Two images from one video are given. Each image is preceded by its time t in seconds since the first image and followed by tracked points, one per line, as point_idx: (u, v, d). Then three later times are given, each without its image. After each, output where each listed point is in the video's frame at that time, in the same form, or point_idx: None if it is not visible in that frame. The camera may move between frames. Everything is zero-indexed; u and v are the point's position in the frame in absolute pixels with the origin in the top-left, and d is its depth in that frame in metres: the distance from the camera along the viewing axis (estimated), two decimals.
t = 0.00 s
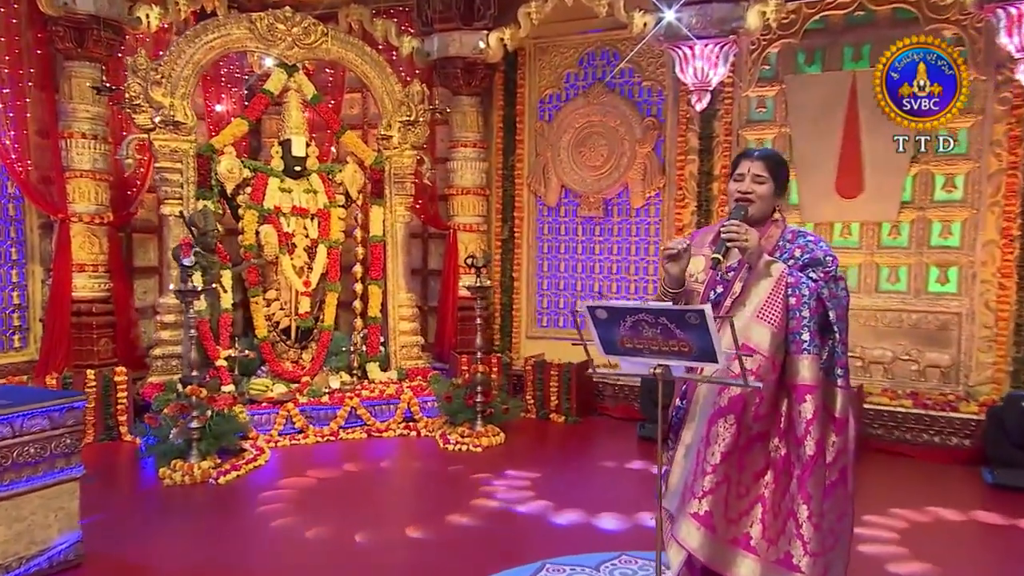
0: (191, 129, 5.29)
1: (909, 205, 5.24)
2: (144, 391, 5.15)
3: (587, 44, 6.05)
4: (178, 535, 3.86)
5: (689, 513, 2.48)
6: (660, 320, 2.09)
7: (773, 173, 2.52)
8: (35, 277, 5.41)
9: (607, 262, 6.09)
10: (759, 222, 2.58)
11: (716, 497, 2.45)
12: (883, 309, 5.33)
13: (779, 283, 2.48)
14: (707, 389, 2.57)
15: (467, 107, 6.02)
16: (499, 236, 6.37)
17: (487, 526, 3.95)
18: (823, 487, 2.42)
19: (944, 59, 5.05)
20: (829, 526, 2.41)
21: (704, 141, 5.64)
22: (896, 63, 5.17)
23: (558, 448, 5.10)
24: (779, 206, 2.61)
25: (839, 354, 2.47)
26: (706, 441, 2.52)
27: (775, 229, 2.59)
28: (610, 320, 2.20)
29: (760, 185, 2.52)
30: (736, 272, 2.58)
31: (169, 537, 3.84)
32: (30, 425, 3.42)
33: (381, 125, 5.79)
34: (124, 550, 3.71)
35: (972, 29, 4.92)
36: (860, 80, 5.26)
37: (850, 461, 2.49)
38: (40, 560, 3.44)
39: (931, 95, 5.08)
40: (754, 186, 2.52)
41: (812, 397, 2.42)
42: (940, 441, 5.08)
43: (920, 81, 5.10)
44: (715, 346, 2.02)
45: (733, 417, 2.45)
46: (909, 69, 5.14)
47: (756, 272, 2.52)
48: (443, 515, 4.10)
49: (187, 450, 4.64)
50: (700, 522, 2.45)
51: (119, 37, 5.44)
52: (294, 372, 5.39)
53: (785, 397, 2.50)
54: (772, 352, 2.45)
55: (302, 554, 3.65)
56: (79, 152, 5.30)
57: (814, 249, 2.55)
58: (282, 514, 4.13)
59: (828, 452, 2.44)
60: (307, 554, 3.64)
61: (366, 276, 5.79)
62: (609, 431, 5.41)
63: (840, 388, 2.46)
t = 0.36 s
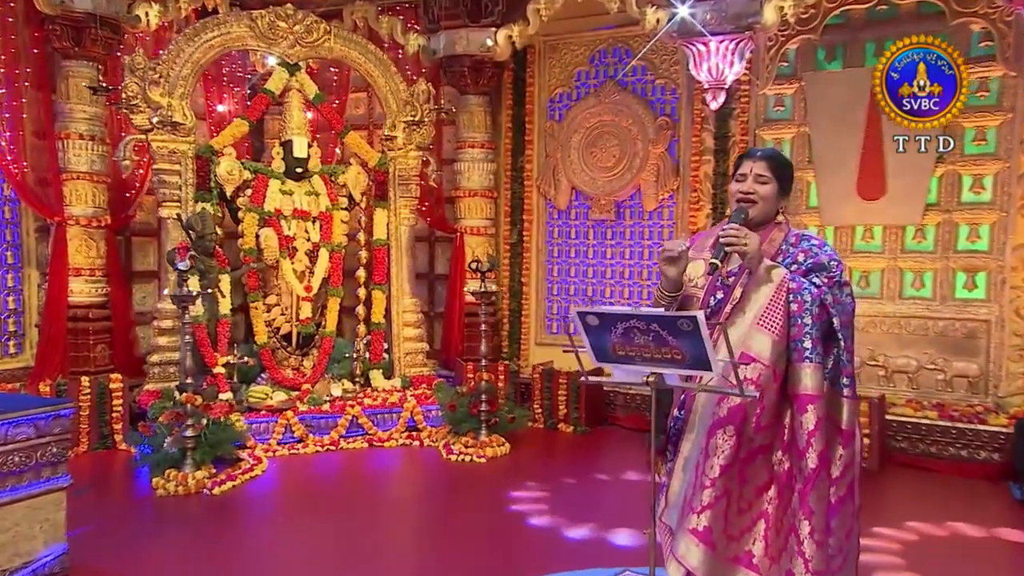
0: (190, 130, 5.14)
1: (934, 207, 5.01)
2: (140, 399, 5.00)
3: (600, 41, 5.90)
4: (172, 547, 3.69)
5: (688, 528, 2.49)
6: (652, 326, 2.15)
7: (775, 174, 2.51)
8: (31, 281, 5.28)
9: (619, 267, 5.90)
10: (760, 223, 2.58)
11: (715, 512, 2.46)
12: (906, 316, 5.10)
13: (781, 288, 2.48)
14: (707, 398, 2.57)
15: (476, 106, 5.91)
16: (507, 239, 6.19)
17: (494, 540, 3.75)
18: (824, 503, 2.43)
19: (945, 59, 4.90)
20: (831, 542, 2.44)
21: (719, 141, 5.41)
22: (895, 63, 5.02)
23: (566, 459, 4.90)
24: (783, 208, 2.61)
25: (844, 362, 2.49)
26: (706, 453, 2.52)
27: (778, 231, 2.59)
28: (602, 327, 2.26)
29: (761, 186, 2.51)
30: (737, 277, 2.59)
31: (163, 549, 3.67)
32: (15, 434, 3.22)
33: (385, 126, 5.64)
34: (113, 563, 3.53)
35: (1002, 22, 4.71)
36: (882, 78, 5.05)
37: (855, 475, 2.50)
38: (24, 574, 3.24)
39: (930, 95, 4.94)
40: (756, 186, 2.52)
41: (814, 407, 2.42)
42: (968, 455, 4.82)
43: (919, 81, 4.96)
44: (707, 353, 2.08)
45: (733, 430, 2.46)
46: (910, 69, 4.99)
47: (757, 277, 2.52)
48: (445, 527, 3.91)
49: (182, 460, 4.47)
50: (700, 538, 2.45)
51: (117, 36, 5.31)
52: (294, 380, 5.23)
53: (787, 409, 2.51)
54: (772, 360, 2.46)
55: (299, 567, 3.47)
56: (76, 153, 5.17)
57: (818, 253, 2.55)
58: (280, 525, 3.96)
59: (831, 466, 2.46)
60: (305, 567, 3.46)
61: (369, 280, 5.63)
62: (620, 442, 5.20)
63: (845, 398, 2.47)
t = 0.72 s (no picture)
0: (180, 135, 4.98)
1: (951, 214, 4.82)
2: (126, 413, 4.82)
3: (603, 43, 5.73)
4: (155, 565, 3.50)
5: (672, 543, 2.45)
6: (633, 339, 2.16)
7: (771, 178, 2.49)
8: (16, 291, 5.12)
9: (623, 276, 5.71)
10: (753, 230, 2.56)
11: (700, 527, 2.43)
12: (923, 327, 4.90)
13: (771, 295, 2.46)
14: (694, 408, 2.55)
15: (476, 110, 5.74)
16: (508, 248, 6.01)
17: (492, 561, 3.53)
18: (814, 519, 2.40)
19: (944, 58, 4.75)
20: (821, 561, 2.40)
21: (727, 146, 5.22)
22: (895, 63, 4.86)
23: (567, 476, 4.71)
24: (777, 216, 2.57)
25: (835, 374, 2.45)
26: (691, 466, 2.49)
27: (771, 239, 2.56)
28: (584, 338, 2.28)
29: (756, 189, 2.50)
30: (726, 284, 2.57)
31: (146, 567, 3.48)
32: None
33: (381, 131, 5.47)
34: None
35: None
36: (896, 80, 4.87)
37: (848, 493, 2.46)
38: None
39: (929, 95, 4.79)
40: (751, 189, 2.49)
41: (804, 418, 2.39)
42: (986, 474, 4.56)
43: (918, 81, 4.81)
44: (690, 365, 2.09)
45: (718, 442, 2.44)
46: (909, 69, 4.83)
47: (747, 284, 2.50)
48: (439, 545, 3.72)
49: (167, 476, 4.30)
50: (684, 554, 2.42)
51: (107, 39, 5.16)
52: (287, 394, 5.05)
53: (777, 421, 2.50)
54: (761, 370, 2.45)
55: None
56: (63, 159, 5.01)
57: (812, 262, 2.53)
58: (268, 542, 3.78)
59: (823, 482, 2.43)
60: None
61: (365, 290, 5.46)
62: (624, 459, 4.99)
63: (836, 411, 2.45)
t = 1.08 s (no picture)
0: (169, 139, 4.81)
1: (969, 220, 4.62)
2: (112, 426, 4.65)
3: (607, 44, 5.56)
4: None
5: (656, 559, 2.47)
6: (614, 351, 2.20)
7: (756, 187, 2.51)
8: None
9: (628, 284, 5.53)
10: (741, 239, 2.59)
11: (683, 543, 2.45)
12: (940, 338, 4.69)
13: (759, 303, 2.48)
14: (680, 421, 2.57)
15: (475, 113, 5.58)
16: (509, 255, 5.83)
17: None
18: (801, 534, 2.44)
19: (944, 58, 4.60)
20: None
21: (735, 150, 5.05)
22: (895, 63, 4.73)
23: (568, 491, 4.52)
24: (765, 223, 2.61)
25: (827, 387, 2.48)
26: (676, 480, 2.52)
27: (759, 247, 2.60)
28: (565, 349, 2.31)
29: (742, 199, 2.52)
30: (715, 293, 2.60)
31: None
32: None
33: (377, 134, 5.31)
34: None
35: None
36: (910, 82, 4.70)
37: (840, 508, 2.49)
38: None
39: (929, 96, 4.65)
40: (737, 201, 2.53)
41: (791, 430, 2.41)
42: (1006, 492, 4.40)
43: (918, 81, 4.68)
44: (671, 377, 2.13)
45: (703, 455, 2.46)
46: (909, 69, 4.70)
47: (735, 292, 2.51)
48: (434, 564, 3.53)
49: (150, 491, 4.09)
50: (666, 569, 2.44)
51: (95, 40, 5.00)
52: (278, 406, 4.89)
53: (765, 434, 2.53)
54: (747, 379, 2.46)
55: None
56: (49, 164, 4.86)
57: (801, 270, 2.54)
58: (255, 557, 3.61)
59: (814, 497, 2.47)
60: None
61: (360, 298, 5.30)
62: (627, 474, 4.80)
63: (828, 424, 2.47)
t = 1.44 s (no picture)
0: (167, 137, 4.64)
1: (995, 221, 4.42)
2: (106, 432, 4.51)
3: (618, 38, 5.39)
4: None
5: None
6: (601, 356, 2.12)
7: (747, 190, 2.36)
8: None
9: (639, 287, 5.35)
10: (736, 244, 2.45)
11: (686, 563, 2.31)
12: (966, 345, 4.48)
13: (757, 311, 2.34)
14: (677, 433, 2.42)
15: (483, 110, 5.44)
16: (518, 257, 5.67)
17: None
18: (807, 550, 2.28)
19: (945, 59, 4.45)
20: None
21: (750, 147, 4.91)
22: (895, 63, 4.56)
23: (576, 500, 4.35)
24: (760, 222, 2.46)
25: (827, 396, 2.33)
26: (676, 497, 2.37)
27: (756, 248, 2.46)
28: (551, 355, 2.23)
29: (733, 205, 2.38)
30: (709, 300, 2.45)
31: None
32: None
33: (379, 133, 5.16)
34: None
35: None
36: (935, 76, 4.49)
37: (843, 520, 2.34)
38: None
39: (929, 96, 4.48)
40: (728, 206, 2.38)
41: (794, 443, 2.26)
42: None
43: (918, 81, 4.51)
44: (659, 384, 2.04)
45: (704, 470, 2.31)
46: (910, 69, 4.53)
47: (732, 300, 2.37)
48: None
49: (142, 499, 3.93)
50: None
51: (91, 36, 4.87)
52: (278, 412, 4.74)
53: (766, 447, 2.37)
54: (747, 391, 2.33)
55: None
56: (43, 163, 4.73)
57: (800, 273, 2.42)
58: (251, 567, 3.46)
59: (816, 510, 2.31)
60: None
61: (363, 301, 5.15)
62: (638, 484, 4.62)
63: (829, 434, 2.32)
